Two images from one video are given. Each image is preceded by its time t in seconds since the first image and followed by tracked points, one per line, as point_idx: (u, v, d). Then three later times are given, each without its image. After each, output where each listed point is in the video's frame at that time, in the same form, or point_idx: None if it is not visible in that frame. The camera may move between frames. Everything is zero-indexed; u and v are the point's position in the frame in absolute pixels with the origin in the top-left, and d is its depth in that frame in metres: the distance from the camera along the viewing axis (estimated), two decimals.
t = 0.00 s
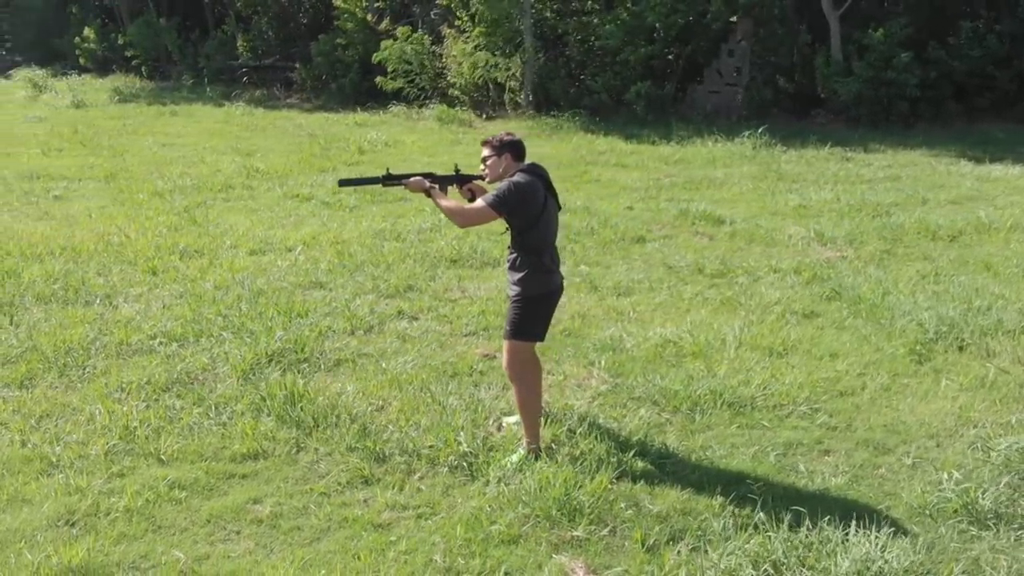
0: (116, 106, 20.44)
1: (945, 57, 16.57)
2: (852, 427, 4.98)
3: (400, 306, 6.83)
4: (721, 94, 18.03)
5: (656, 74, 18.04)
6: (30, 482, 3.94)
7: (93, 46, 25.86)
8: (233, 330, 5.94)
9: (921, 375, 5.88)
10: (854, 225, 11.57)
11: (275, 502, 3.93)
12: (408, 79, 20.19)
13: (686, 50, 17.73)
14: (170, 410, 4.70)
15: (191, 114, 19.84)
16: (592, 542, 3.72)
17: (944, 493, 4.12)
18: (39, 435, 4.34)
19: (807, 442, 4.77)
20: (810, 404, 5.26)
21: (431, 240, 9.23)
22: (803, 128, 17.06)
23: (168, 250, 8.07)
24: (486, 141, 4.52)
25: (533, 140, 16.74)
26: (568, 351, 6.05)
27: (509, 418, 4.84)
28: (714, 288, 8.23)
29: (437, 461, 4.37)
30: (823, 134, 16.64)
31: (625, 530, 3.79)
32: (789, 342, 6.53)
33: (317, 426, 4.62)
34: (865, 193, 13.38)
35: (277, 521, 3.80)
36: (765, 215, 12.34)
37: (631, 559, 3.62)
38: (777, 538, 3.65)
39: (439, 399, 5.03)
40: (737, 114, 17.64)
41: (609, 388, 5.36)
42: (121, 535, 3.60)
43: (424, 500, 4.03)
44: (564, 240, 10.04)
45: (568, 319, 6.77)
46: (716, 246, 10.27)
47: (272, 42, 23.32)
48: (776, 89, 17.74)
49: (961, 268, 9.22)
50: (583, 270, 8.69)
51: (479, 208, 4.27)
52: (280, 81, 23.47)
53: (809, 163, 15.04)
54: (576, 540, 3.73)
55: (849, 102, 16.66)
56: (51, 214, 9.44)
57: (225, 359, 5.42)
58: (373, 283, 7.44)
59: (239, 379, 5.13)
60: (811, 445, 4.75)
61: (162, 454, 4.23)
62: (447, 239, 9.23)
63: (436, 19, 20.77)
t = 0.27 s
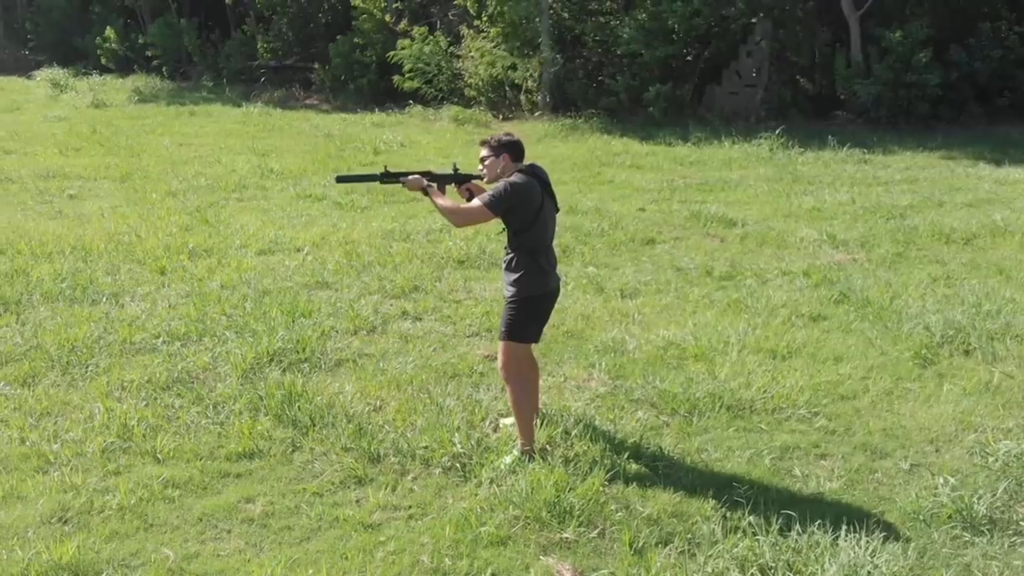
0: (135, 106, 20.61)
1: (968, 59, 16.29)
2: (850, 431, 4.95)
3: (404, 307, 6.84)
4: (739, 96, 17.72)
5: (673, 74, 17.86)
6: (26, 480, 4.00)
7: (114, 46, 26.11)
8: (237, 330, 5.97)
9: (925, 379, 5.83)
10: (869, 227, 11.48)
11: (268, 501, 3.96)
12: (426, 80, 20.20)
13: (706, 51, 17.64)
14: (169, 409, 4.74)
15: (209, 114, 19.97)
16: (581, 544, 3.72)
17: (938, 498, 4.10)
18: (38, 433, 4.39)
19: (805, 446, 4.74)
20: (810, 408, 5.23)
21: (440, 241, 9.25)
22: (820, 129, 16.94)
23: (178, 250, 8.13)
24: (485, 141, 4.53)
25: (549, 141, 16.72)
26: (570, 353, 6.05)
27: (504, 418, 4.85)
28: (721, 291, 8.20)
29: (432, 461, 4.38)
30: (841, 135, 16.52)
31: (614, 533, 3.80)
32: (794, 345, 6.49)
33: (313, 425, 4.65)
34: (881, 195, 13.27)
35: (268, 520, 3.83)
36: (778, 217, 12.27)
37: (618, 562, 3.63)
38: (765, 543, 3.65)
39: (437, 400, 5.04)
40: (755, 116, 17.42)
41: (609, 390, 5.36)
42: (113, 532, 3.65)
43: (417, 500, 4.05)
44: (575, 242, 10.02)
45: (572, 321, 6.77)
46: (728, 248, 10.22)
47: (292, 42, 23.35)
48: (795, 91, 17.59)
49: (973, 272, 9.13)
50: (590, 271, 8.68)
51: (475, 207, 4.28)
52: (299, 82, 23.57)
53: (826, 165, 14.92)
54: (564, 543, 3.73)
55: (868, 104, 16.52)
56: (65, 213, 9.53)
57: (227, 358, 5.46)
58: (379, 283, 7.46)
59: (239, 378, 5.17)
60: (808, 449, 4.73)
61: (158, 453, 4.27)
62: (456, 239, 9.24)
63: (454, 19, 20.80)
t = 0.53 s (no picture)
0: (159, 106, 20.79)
1: (995, 60, 16.10)
2: (853, 436, 4.91)
3: (412, 308, 6.86)
4: (762, 97, 17.65)
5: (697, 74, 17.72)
6: (26, 477, 4.04)
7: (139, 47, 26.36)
8: (244, 329, 6.01)
9: (933, 385, 5.77)
10: (887, 230, 11.38)
11: (263, 500, 3.99)
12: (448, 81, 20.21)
13: (729, 52, 17.54)
14: (171, 408, 4.78)
15: (231, 114, 20.11)
16: (573, 548, 3.72)
17: (936, 504, 4.06)
18: (41, 431, 4.44)
19: (805, 450, 4.71)
20: (813, 413, 5.19)
21: (453, 241, 9.26)
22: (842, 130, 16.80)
23: (191, 249, 8.19)
24: (486, 142, 4.53)
25: (568, 142, 16.70)
26: (575, 355, 6.04)
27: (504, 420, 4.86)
28: (733, 293, 8.16)
29: (429, 462, 4.39)
30: (864, 137, 16.37)
31: (607, 536, 3.79)
32: (802, 349, 6.44)
33: (312, 425, 4.67)
34: (901, 198, 13.16)
35: (262, 520, 3.85)
36: (796, 220, 12.20)
37: (609, 565, 3.62)
38: (757, 548, 3.63)
39: (437, 402, 5.05)
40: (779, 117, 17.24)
41: (610, 393, 5.34)
42: (108, 530, 3.68)
43: (411, 501, 4.05)
44: (588, 243, 10.01)
45: (580, 323, 6.75)
46: (744, 251, 10.16)
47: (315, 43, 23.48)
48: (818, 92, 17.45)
49: (991, 276, 9.02)
50: (602, 273, 8.66)
51: (476, 209, 4.28)
52: (321, 82, 23.68)
53: (847, 167, 14.81)
54: (557, 545, 3.73)
55: (892, 106, 16.36)
56: (82, 212, 9.63)
57: (231, 358, 5.49)
58: (388, 284, 7.48)
59: (242, 378, 5.20)
60: (809, 454, 4.69)
61: (157, 452, 4.31)
62: (469, 240, 9.25)
63: (475, 21, 20.79)
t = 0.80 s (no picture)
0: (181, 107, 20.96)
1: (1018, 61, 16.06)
2: (857, 440, 4.88)
3: (422, 309, 6.88)
4: (785, 97, 17.79)
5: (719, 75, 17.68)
6: (29, 475, 4.09)
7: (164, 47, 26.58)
8: (252, 329, 6.05)
9: (943, 389, 5.71)
10: (905, 233, 11.27)
11: (262, 500, 4.02)
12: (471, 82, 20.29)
13: (751, 54, 17.46)
14: (176, 407, 4.82)
15: (252, 115, 20.25)
16: (568, 550, 3.72)
17: (937, 509, 4.03)
18: (47, 429, 4.50)
19: (808, 454, 4.69)
20: (819, 416, 5.16)
21: (466, 242, 9.26)
22: (865, 132, 16.65)
23: (205, 249, 8.25)
24: (492, 142, 4.53)
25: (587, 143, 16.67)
26: (582, 357, 6.03)
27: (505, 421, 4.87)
28: (745, 296, 8.11)
29: (429, 463, 4.40)
30: (887, 139, 16.22)
31: (603, 540, 3.79)
32: (812, 352, 6.40)
33: (315, 425, 4.69)
34: (922, 200, 13.03)
35: (261, 519, 3.88)
36: (813, 222, 12.11)
37: (604, 567, 3.62)
38: (752, 553, 3.62)
39: (440, 403, 5.06)
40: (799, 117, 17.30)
41: (614, 396, 5.33)
42: (108, 528, 3.73)
43: (410, 502, 4.07)
44: (602, 245, 9.99)
45: (588, 325, 6.74)
46: (760, 253, 10.10)
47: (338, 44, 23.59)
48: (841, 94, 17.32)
49: (1008, 280, 8.92)
50: (614, 275, 8.64)
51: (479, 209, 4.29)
52: (343, 83, 23.78)
53: (867, 168, 14.69)
54: (552, 548, 3.73)
55: (915, 108, 16.21)
56: (99, 213, 9.72)
57: (239, 357, 5.54)
58: (399, 285, 7.50)
59: (248, 378, 5.24)
60: (811, 457, 4.67)
61: (160, 450, 4.36)
62: (482, 241, 9.25)
63: (496, 22, 20.75)
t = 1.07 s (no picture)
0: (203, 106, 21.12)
1: None
2: (859, 445, 4.85)
3: (429, 309, 6.90)
4: (808, 98, 17.44)
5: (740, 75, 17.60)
6: (30, 471, 4.16)
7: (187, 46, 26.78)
8: (259, 329, 6.10)
9: (950, 394, 5.67)
10: (923, 236, 11.18)
11: (259, 498, 4.05)
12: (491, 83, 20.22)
13: (773, 54, 17.37)
14: (179, 405, 4.87)
15: (273, 115, 20.37)
16: (560, 552, 3.73)
17: (934, 514, 4.01)
18: (50, 426, 4.56)
19: (808, 458, 4.67)
20: (821, 420, 5.13)
21: (478, 242, 9.28)
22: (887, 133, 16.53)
23: (218, 248, 8.32)
24: (491, 142, 4.54)
25: (606, 143, 16.65)
26: (587, 359, 6.03)
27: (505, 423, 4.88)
28: (756, 298, 8.08)
29: (427, 463, 4.42)
30: (908, 140, 16.10)
31: (595, 542, 3.79)
32: (819, 355, 6.36)
33: (315, 424, 4.73)
34: (942, 202, 12.92)
35: (256, 518, 3.91)
36: (830, 224, 12.04)
37: (595, 570, 3.63)
38: (744, 557, 3.61)
39: (441, 403, 5.08)
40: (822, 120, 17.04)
41: (616, 398, 5.33)
42: (105, 525, 3.77)
43: (406, 502, 4.09)
44: (615, 246, 9.97)
45: (595, 327, 6.74)
46: (774, 256, 10.05)
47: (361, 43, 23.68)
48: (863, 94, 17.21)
49: None
50: (625, 276, 8.63)
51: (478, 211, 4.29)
52: (364, 83, 23.87)
53: (888, 170, 14.58)
54: (545, 549, 3.74)
55: (938, 110, 16.07)
56: (116, 211, 9.82)
57: (244, 356, 5.58)
58: (407, 285, 7.53)
59: (251, 377, 5.29)
60: (811, 461, 4.65)
61: (160, 448, 4.40)
62: (493, 242, 9.26)
63: (518, 22, 20.77)
